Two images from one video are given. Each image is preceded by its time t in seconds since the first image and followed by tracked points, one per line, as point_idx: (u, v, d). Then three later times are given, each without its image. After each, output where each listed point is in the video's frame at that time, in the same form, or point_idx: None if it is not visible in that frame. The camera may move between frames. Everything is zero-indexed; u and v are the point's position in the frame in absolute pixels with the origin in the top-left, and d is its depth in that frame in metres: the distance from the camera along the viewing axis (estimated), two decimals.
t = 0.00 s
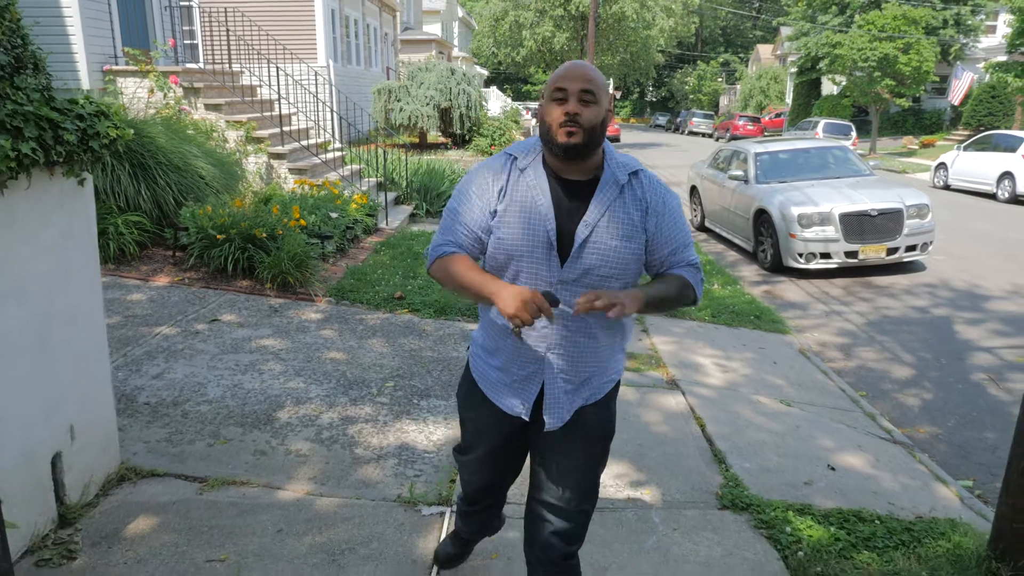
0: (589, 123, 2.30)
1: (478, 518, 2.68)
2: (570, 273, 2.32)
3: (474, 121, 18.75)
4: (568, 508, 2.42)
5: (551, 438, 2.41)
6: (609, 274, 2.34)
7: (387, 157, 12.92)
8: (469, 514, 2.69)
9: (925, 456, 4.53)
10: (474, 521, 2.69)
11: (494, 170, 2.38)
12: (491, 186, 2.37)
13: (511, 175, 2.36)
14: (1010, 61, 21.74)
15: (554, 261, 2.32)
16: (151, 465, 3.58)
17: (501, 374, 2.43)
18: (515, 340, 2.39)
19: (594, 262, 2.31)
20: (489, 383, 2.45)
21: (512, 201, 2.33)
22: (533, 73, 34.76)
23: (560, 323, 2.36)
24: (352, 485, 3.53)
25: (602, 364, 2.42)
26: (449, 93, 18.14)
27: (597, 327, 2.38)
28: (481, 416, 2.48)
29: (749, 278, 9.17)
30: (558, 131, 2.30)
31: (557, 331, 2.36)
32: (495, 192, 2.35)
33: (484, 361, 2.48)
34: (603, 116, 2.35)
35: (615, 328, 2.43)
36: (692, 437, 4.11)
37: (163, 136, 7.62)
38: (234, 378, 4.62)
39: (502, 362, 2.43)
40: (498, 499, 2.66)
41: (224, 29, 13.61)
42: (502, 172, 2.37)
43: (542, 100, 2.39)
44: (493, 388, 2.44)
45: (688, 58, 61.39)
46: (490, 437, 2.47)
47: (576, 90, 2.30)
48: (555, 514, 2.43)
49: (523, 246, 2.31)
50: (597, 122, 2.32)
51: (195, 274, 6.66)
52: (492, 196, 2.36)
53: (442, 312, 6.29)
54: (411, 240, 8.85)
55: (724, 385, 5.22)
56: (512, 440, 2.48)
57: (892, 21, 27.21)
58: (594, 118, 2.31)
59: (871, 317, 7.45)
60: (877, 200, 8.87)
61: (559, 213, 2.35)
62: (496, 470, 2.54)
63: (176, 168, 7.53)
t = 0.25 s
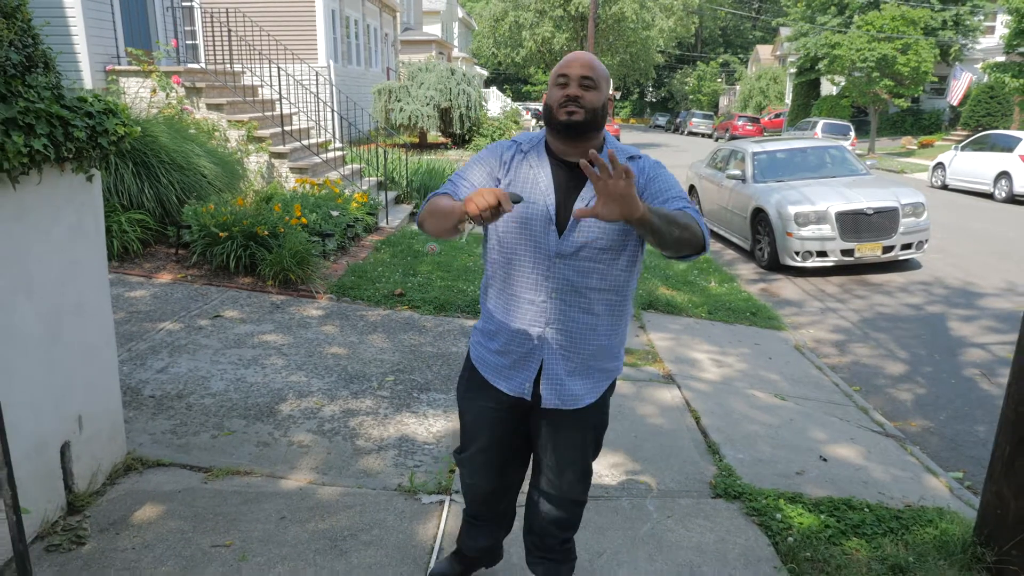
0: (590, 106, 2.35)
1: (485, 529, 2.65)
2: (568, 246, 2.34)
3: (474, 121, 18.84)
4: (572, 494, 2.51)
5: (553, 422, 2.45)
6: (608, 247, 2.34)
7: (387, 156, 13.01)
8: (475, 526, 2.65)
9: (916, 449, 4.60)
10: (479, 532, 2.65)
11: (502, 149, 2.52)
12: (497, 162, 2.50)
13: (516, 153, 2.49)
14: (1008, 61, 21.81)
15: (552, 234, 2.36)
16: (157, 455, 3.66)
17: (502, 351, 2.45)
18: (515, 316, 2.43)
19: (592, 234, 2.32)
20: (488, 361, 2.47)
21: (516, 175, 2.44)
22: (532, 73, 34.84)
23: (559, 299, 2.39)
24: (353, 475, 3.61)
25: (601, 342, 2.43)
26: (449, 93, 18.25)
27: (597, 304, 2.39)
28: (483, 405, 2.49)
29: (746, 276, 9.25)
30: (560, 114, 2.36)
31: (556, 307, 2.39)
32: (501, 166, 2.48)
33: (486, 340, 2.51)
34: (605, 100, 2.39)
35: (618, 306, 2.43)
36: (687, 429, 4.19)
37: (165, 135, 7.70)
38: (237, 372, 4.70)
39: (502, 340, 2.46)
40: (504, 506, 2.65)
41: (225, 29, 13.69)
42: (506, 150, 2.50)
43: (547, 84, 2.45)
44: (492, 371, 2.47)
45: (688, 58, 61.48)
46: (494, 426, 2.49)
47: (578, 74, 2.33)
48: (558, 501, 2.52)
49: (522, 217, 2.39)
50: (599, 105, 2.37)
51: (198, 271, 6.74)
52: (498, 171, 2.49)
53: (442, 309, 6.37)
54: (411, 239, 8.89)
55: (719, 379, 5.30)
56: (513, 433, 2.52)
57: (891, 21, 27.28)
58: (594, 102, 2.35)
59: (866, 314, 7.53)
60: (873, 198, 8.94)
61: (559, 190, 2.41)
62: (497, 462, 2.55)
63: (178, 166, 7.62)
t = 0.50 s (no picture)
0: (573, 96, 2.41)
1: (477, 536, 2.61)
2: (556, 229, 2.41)
3: (473, 120, 18.91)
4: (565, 482, 2.58)
5: (547, 408, 2.50)
6: (594, 230, 2.42)
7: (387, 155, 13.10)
8: (467, 534, 2.61)
9: (909, 442, 4.68)
10: (471, 540, 2.61)
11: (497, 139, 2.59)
12: (490, 150, 2.56)
13: (510, 143, 2.56)
14: (1005, 60, 21.87)
15: (541, 218, 2.43)
16: (161, 447, 3.73)
17: (491, 335, 2.51)
18: (507, 301, 2.50)
19: (579, 217, 2.40)
20: (479, 346, 2.54)
21: (508, 163, 2.52)
22: (532, 73, 34.91)
23: (549, 282, 2.45)
24: (354, 465, 3.69)
25: (592, 325, 2.49)
26: (448, 93, 17.95)
27: (587, 286, 2.46)
28: (479, 393, 2.52)
29: (743, 274, 9.33)
30: (543, 102, 2.45)
31: (546, 289, 2.46)
32: (494, 154, 2.56)
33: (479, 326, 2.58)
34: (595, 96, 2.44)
35: (608, 290, 2.50)
36: (682, 422, 4.26)
37: (167, 134, 7.77)
38: (239, 366, 4.78)
39: (493, 324, 2.52)
40: (496, 510, 2.61)
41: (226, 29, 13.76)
42: (499, 142, 2.59)
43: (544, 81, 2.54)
44: (486, 356, 2.52)
45: (688, 57, 61.55)
46: (490, 414, 2.53)
47: (565, 68, 2.41)
48: (552, 489, 2.58)
49: (512, 201, 2.47)
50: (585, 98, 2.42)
51: (200, 269, 6.81)
52: (490, 159, 2.56)
53: (441, 305, 6.44)
54: (410, 239, 8.82)
55: (715, 374, 5.37)
56: (506, 424, 2.56)
57: (889, 21, 27.33)
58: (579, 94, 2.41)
59: (861, 311, 7.60)
60: (869, 197, 9.01)
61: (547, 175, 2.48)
62: (491, 455, 2.55)
63: (180, 165, 7.70)
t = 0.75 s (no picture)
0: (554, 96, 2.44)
1: (472, 537, 2.64)
2: (538, 222, 2.46)
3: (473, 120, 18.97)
4: (557, 476, 2.62)
5: (537, 407, 2.53)
6: (576, 223, 2.46)
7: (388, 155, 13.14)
8: (462, 535, 2.63)
9: (903, 438, 4.74)
10: (467, 541, 2.63)
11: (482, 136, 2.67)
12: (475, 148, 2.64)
13: (494, 140, 2.63)
14: (1004, 60, 21.92)
15: (523, 212, 2.49)
16: (165, 441, 3.79)
17: (474, 328, 2.55)
18: (491, 294, 2.54)
19: (560, 210, 2.45)
20: (463, 340, 2.58)
21: (491, 158, 2.59)
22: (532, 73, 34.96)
23: (532, 275, 2.49)
24: (356, 459, 3.75)
25: (575, 318, 2.51)
26: (448, 92, 18.02)
27: (570, 279, 2.49)
28: (471, 394, 2.56)
29: (741, 273, 9.39)
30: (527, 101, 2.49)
31: (528, 282, 2.49)
32: (478, 151, 2.63)
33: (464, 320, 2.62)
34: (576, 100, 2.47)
35: (591, 283, 2.52)
36: (678, 417, 4.33)
37: (169, 134, 7.83)
38: (242, 363, 4.84)
39: (477, 318, 2.56)
40: (490, 508, 2.65)
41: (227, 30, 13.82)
42: (489, 137, 2.66)
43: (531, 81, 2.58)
44: (469, 349, 2.55)
45: (688, 57, 61.60)
46: (483, 414, 2.57)
47: (549, 71, 2.45)
48: (545, 484, 2.63)
49: (496, 196, 2.53)
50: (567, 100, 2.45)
51: (201, 267, 6.87)
52: (475, 156, 2.63)
53: (441, 304, 6.50)
54: (410, 237, 8.91)
55: (711, 371, 5.43)
56: (498, 423, 2.60)
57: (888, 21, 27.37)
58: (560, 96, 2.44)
59: (857, 309, 7.66)
60: (867, 196, 9.07)
61: (531, 171, 2.54)
62: (483, 455, 2.60)
63: (182, 164, 7.76)
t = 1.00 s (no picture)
0: (537, 103, 2.51)
1: (467, 534, 2.69)
2: (510, 221, 2.49)
3: (473, 120, 19.03)
4: (544, 474, 2.65)
5: (517, 409, 2.55)
6: (547, 221, 2.49)
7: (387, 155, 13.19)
8: (457, 533, 2.68)
9: (897, 434, 4.79)
10: (461, 539, 2.68)
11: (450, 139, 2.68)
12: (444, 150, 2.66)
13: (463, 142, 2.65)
14: (1002, 60, 21.99)
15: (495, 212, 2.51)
16: (168, 437, 3.84)
17: (448, 329, 2.56)
18: (464, 295, 2.55)
19: (532, 209, 2.48)
20: (437, 341, 2.59)
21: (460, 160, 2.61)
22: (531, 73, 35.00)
23: (504, 275, 2.51)
24: (356, 455, 3.80)
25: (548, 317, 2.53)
26: (448, 93, 18.00)
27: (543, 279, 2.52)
28: (446, 399, 2.58)
29: (738, 272, 9.44)
30: (508, 107, 2.53)
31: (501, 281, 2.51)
32: (447, 154, 2.65)
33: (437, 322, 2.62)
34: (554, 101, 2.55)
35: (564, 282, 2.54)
36: (674, 413, 4.38)
37: (170, 134, 7.89)
38: (243, 361, 4.89)
39: (451, 319, 2.57)
40: (480, 507, 2.70)
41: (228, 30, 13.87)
42: (460, 136, 2.69)
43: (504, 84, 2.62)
44: (444, 350, 2.56)
45: (687, 57, 61.67)
46: (458, 421, 2.59)
47: (528, 75, 2.51)
48: (534, 482, 2.65)
49: (467, 197, 2.55)
50: (547, 104, 2.53)
51: (202, 266, 6.92)
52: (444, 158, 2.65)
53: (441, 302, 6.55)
54: (410, 237, 8.97)
55: (707, 368, 5.49)
56: (479, 427, 2.62)
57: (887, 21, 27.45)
58: (543, 100, 2.52)
59: (853, 308, 7.72)
60: (863, 196, 9.12)
61: (502, 172, 2.56)
62: (467, 458, 2.63)
63: (182, 164, 7.82)
